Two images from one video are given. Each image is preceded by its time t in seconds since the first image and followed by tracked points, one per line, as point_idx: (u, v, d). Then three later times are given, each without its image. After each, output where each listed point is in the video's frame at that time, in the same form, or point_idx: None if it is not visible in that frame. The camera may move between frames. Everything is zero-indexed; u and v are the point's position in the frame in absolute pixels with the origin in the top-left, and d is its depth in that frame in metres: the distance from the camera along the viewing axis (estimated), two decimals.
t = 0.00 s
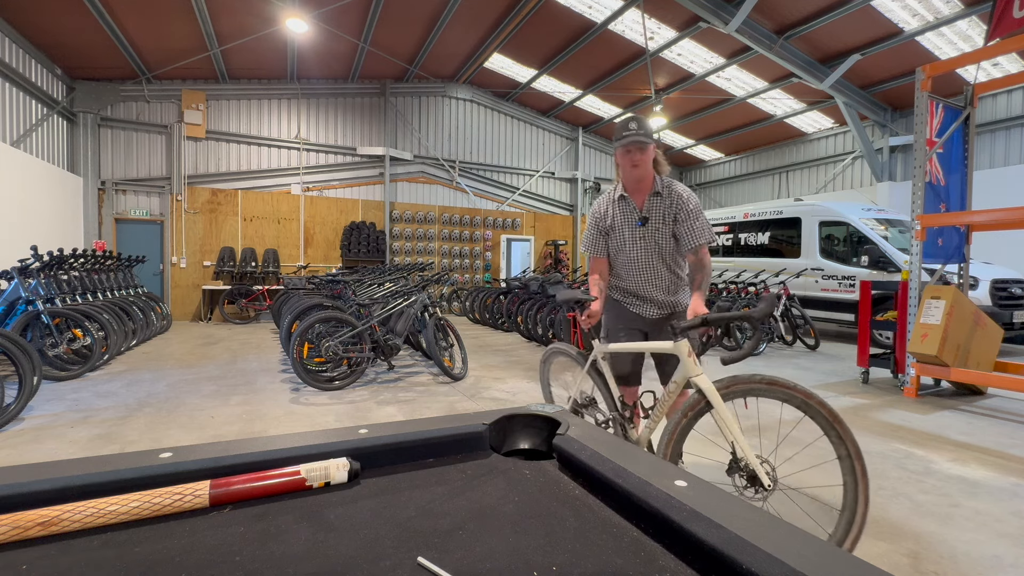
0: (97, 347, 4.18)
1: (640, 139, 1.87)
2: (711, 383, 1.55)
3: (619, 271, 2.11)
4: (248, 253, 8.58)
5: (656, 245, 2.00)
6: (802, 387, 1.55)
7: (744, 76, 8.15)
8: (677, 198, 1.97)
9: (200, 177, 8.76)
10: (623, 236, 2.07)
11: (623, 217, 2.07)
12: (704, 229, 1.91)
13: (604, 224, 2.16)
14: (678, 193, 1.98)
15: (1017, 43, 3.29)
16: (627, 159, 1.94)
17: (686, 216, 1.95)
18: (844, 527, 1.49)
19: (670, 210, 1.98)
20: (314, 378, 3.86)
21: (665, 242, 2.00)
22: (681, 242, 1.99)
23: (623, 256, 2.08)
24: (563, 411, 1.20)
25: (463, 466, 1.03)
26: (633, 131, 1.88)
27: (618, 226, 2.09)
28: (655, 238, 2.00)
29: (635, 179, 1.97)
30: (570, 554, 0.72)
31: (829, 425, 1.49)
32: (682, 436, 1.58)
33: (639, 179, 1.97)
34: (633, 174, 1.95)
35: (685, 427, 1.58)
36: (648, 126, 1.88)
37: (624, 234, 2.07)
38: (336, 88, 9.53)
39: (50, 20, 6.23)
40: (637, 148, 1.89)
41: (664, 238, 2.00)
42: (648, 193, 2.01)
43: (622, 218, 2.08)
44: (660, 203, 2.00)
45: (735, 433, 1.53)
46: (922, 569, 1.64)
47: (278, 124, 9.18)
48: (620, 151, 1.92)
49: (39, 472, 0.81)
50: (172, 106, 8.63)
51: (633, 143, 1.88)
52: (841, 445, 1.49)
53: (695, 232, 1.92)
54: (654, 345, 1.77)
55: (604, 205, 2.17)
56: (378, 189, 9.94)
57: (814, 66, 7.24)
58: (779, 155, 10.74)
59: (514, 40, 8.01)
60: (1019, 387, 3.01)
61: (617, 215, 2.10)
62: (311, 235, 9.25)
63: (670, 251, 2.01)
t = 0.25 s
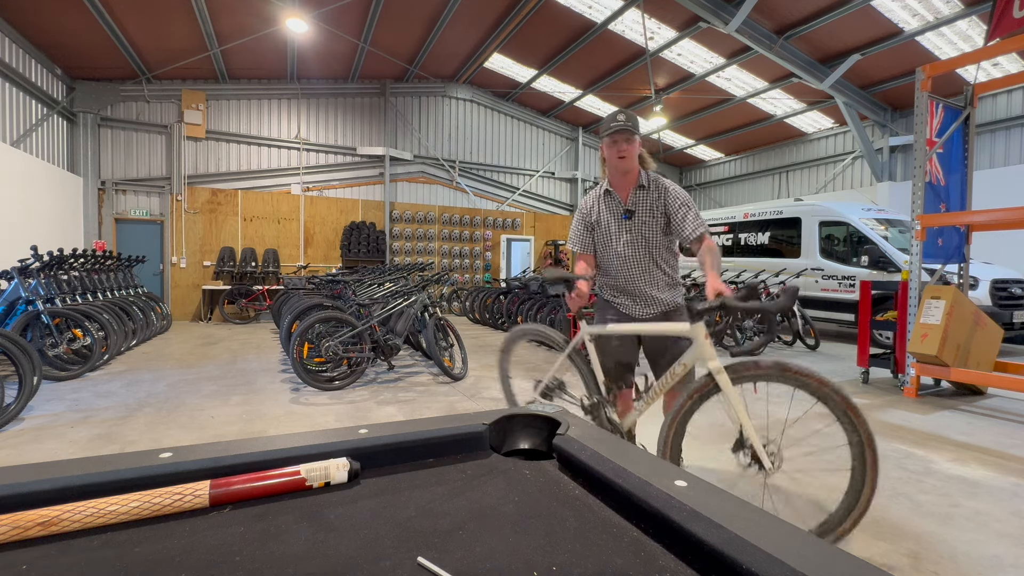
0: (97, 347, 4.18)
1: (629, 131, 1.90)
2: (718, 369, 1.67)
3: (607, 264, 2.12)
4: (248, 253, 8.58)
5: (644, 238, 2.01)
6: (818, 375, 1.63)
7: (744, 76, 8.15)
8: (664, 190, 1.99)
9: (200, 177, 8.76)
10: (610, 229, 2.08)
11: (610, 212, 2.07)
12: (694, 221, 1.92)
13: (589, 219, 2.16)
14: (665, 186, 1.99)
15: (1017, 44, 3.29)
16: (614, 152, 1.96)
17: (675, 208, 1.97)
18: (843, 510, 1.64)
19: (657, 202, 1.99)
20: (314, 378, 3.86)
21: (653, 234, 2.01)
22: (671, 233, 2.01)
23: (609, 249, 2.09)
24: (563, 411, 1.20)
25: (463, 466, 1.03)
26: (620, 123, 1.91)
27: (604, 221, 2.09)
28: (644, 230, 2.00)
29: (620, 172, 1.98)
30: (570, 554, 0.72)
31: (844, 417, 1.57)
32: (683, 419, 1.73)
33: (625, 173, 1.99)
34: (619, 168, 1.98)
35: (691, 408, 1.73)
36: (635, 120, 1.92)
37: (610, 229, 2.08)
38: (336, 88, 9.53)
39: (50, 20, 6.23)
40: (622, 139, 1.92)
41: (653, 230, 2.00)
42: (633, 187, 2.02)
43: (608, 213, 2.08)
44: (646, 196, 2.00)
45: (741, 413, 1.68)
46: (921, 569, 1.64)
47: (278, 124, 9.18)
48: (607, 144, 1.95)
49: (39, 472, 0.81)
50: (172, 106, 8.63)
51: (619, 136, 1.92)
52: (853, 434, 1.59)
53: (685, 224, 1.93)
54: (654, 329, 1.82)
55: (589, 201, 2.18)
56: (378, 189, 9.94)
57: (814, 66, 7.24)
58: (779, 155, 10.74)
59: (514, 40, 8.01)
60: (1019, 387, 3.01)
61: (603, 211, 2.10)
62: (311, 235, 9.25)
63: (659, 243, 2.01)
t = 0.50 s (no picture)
0: (97, 347, 4.18)
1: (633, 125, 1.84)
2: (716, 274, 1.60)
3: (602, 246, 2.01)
4: (248, 253, 8.58)
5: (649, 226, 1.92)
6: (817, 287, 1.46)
7: (744, 76, 8.15)
8: (669, 184, 1.94)
9: (200, 177, 8.76)
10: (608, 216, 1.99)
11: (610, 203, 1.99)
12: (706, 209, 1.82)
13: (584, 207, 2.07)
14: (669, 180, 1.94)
15: (1017, 44, 3.28)
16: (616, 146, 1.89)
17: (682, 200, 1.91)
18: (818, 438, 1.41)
19: (662, 193, 1.93)
20: (314, 377, 3.86)
21: (658, 224, 1.92)
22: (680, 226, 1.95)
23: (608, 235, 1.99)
24: (563, 412, 1.20)
25: (463, 466, 1.03)
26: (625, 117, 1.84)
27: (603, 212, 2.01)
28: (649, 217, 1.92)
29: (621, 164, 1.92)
30: (570, 554, 0.72)
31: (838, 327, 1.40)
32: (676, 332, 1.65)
33: (627, 165, 1.92)
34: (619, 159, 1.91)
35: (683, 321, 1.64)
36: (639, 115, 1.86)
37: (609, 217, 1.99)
38: (336, 88, 9.54)
39: (50, 20, 6.23)
40: (626, 133, 1.85)
41: (659, 220, 1.93)
42: (634, 179, 1.96)
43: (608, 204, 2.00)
44: (647, 187, 1.94)
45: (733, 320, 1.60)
46: (921, 569, 1.64)
47: (278, 124, 9.18)
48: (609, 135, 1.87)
49: (40, 472, 0.81)
50: (172, 106, 8.63)
51: (623, 130, 1.84)
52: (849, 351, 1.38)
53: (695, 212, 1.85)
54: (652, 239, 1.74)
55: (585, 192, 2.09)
56: (378, 189, 9.94)
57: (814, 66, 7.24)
58: (779, 155, 10.75)
59: (514, 41, 8.01)
60: (1019, 387, 3.01)
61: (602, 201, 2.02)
62: (311, 235, 9.26)
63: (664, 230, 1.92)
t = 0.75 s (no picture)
0: (97, 347, 4.18)
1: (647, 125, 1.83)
2: (721, 231, 1.64)
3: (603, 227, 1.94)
4: (248, 253, 8.58)
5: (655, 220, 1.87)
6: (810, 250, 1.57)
7: (744, 76, 8.15)
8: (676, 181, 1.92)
9: (200, 176, 8.76)
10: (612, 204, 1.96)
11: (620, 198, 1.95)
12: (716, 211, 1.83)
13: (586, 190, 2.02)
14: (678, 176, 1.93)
15: (1017, 44, 3.28)
16: (626, 144, 1.88)
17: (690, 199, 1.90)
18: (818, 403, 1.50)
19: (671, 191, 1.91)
20: (314, 377, 3.86)
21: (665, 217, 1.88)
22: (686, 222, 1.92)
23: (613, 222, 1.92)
24: (563, 412, 1.20)
25: (463, 466, 1.03)
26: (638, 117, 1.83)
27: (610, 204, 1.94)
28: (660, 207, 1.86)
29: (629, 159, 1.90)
30: (570, 554, 0.72)
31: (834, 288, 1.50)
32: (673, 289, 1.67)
33: (636, 159, 1.91)
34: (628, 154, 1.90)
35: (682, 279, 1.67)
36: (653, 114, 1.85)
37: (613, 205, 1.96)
38: (336, 88, 9.54)
39: (50, 20, 6.23)
40: (637, 134, 1.85)
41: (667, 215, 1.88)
42: (643, 175, 1.97)
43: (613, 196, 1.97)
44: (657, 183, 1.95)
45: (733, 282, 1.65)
46: (922, 569, 1.64)
47: (278, 124, 9.18)
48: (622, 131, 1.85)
49: (40, 472, 0.81)
50: (172, 106, 8.63)
51: (634, 130, 1.83)
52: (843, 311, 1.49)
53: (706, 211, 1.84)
54: (664, 193, 1.70)
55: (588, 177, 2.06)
56: (378, 189, 9.94)
57: (814, 65, 7.24)
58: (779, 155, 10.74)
59: (514, 41, 8.01)
60: (1019, 387, 3.00)
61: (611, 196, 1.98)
62: (311, 235, 9.26)
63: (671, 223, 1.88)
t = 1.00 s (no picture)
0: (97, 347, 4.18)
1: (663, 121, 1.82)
2: (732, 235, 1.65)
3: (607, 218, 1.92)
4: (248, 253, 8.59)
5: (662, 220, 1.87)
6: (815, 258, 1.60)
7: (744, 76, 8.15)
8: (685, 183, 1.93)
9: (200, 177, 8.76)
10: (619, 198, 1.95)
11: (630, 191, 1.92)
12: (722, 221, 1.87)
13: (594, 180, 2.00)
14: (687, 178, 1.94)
15: (1017, 43, 3.28)
16: (639, 138, 1.87)
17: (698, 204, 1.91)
18: (820, 415, 1.53)
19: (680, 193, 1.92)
20: (313, 378, 3.86)
21: (671, 218, 1.88)
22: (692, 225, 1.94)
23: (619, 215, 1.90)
24: (563, 412, 1.20)
25: (463, 466, 1.03)
26: (654, 111, 1.81)
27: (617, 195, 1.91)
28: (670, 207, 1.86)
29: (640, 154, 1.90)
30: (570, 554, 0.72)
31: (839, 298, 1.53)
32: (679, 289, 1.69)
33: (647, 156, 1.90)
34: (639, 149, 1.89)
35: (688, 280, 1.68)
36: (670, 111, 1.83)
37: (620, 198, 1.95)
38: (336, 88, 9.54)
39: (50, 20, 6.23)
40: (651, 130, 1.86)
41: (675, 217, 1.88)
42: (654, 173, 1.97)
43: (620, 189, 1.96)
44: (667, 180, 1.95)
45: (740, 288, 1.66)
46: (922, 569, 1.64)
47: (278, 124, 9.18)
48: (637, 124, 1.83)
49: (40, 472, 0.81)
50: (171, 106, 8.63)
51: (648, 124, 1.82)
52: (847, 322, 1.53)
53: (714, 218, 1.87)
54: (676, 190, 1.69)
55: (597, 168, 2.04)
56: (378, 189, 9.94)
57: (813, 66, 7.24)
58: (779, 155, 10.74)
59: (514, 40, 8.01)
60: (1019, 387, 3.00)
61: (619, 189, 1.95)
62: (311, 235, 9.27)
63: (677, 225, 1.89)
